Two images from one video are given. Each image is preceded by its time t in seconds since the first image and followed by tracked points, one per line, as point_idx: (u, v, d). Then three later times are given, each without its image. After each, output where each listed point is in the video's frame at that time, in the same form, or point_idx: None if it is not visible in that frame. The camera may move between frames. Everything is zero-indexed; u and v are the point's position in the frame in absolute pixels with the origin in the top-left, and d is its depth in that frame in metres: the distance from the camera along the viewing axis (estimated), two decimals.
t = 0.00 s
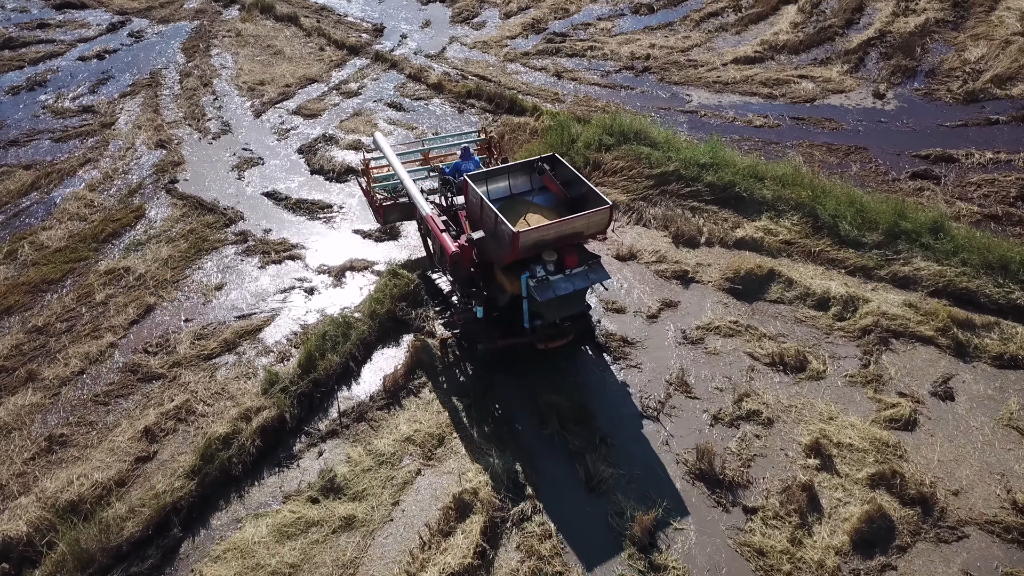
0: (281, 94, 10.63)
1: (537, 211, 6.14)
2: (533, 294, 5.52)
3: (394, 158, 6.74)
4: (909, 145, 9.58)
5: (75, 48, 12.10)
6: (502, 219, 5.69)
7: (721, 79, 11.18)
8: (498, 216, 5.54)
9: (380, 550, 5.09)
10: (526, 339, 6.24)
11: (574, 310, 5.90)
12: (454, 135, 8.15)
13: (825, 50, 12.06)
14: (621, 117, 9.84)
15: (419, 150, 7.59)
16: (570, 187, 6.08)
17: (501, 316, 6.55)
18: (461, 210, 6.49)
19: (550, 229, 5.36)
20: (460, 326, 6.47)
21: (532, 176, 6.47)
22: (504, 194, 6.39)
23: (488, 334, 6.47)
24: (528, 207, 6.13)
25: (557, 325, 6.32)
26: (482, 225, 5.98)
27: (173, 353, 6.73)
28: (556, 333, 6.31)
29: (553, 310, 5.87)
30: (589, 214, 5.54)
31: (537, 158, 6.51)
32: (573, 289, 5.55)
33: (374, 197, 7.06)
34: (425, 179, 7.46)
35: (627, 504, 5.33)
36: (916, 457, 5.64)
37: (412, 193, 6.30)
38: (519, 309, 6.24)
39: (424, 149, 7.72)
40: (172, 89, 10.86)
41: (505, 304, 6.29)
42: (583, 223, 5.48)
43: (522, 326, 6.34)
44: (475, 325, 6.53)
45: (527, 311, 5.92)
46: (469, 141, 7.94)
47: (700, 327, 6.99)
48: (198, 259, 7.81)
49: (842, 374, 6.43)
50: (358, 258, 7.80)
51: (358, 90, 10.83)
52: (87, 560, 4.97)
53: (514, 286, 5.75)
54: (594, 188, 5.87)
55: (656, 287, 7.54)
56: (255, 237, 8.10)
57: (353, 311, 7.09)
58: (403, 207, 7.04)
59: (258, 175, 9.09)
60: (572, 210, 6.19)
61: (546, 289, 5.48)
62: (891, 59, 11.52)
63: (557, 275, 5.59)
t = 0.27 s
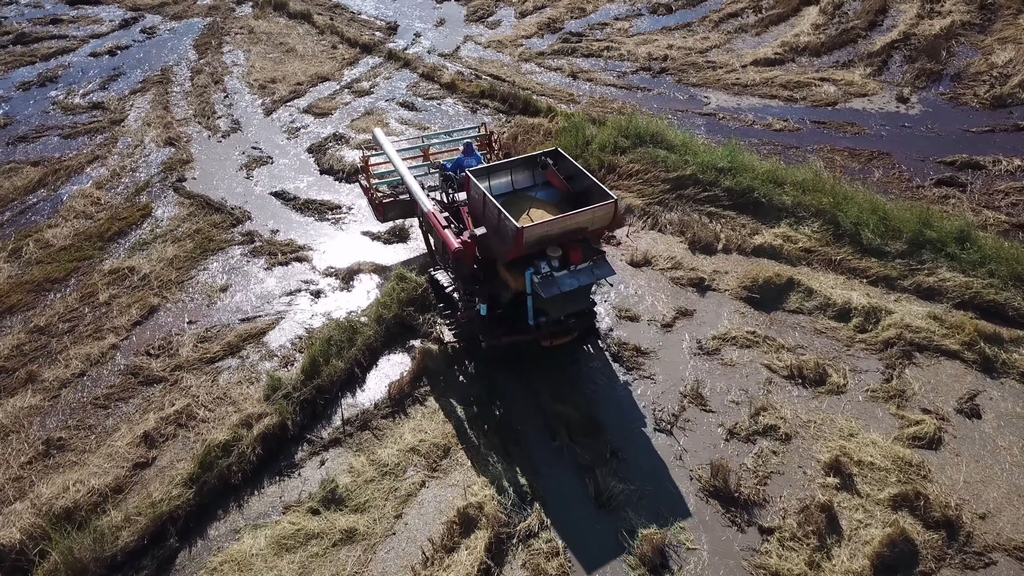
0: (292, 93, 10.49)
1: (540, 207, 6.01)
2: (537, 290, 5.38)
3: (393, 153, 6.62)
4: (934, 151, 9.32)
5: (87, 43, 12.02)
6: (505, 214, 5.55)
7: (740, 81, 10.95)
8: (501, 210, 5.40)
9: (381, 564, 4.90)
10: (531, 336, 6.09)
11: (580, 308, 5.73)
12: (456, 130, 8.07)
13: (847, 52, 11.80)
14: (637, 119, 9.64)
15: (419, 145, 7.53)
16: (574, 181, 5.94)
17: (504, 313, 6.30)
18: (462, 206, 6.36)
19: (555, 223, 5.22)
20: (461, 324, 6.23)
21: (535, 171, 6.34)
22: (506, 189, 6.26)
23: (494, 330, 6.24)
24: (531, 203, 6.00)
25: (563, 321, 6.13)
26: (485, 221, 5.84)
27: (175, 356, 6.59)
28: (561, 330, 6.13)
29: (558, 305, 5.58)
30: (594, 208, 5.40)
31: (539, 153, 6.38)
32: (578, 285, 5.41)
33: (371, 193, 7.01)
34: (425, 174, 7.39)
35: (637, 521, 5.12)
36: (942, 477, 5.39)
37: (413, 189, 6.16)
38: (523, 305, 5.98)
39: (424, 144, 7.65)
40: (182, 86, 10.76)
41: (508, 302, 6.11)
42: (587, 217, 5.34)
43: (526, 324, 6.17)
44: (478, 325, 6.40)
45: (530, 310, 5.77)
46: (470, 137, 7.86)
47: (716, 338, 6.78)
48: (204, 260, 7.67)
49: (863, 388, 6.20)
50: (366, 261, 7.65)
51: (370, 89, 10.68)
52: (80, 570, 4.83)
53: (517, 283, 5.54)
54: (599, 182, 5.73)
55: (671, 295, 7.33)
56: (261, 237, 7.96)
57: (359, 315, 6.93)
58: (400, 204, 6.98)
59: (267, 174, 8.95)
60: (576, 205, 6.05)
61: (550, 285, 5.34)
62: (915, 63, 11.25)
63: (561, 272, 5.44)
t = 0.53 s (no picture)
0: (310, 91, 10.38)
1: (548, 203, 5.95)
2: (546, 287, 5.32)
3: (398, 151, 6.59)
4: (967, 161, 9.02)
5: (108, 39, 11.99)
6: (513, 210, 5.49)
7: (766, 85, 10.70)
8: (508, 206, 5.34)
9: None
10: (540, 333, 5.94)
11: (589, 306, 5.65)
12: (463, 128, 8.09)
13: (877, 57, 11.51)
14: (660, 123, 9.43)
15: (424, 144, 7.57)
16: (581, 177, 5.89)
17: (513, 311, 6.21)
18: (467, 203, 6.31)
19: (563, 219, 5.16)
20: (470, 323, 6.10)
21: (541, 167, 6.29)
22: (513, 185, 6.21)
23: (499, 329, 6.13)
24: (538, 199, 5.95)
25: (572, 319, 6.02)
26: (492, 217, 5.78)
27: (184, 359, 6.47)
28: (570, 327, 5.98)
29: (568, 303, 5.51)
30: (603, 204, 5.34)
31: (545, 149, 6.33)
32: (588, 281, 5.34)
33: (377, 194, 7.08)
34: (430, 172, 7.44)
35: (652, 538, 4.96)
36: (974, 503, 5.13)
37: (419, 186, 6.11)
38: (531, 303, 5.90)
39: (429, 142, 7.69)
40: (201, 83, 10.68)
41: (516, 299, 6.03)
42: (596, 212, 5.29)
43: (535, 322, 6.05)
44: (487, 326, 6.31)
45: (539, 307, 5.71)
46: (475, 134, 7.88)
47: (738, 351, 6.56)
48: (216, 260, 7.56)
49: (891, 408, 5.95)
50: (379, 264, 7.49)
51: (389, 88, 10.54)
52: None
53: (526, 280, 5.47)
54: (607, 177, 5.67)
55: (692, 305, 7.12)
56: (275, 238, 7.84)
57: (371, 321, 6.78)
58: (406, 203, 7.04)
59: (282, 173, 8.84)
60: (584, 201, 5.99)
61: (560, 281, 5.27)
62: (948, 69, 10.93)
63: (570, 268, 5.38)
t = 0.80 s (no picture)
0: (333, 91, 10.29)
1: (560, 201, 5.93)
2: (558, 286, 5.30)
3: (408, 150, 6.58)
4: (1007, 174, 8.70)
5: (134, 35, 11.99)
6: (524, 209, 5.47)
7: (797, 93, 10.44)
8: (519, 204, 5.33)
9: None
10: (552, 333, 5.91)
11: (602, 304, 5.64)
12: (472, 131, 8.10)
13: (913, 65, 11.20)
14: (687, 131, 9.23)
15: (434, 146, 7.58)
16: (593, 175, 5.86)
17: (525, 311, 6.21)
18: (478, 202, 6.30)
19: (575, 216, 5.15)
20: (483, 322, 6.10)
21: (551, 166, 6.27)
22: (523, 184, 6.20)
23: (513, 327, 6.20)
24: (549, 197, 5.93)
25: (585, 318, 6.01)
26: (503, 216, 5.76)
27: (195, 363, 6.37)
28: (584, 328, 5.97)
29: (579, 304, 5.59)
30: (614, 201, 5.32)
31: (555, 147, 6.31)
32: (601, 280, 5.32)
33: (388, 195, 7.03)
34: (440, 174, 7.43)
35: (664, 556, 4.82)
36: (1010, 537, 4.87)
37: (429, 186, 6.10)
38: (543, 303, 5.89)
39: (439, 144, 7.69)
40: (224, 81, 10.63)
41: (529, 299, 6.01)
42: (608, 209, 5.26)
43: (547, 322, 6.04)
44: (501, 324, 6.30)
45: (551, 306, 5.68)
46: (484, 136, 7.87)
47: (763, 370, 6.33)
48: (232, 262, 7.47)
49: (922, 433, 5.70)
50: (396, 270, 7.35)
51: (412, 90, 10.42)
52: None
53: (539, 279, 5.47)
54: (618, 174, 5.64)
55: (716, 320, 6.91)
56: (292, 241, 7.73)
57: (385, 328, 6.65)
58: (416, 205, 6.98)
59: (301, 174, 8.74)
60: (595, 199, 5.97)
61: (572, 280, 5.25)
62: (987, 78, 10.60)
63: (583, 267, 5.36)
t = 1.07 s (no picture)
0: (359, 94, 10.21)
1: (575, 206, 5.89)
2: (570, 291, 5.25)
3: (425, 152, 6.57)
4: None
5: (164, 33, 12.01)
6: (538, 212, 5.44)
7: (832, 104, 10.18)
8: (532, 207, 5.30)
9: None
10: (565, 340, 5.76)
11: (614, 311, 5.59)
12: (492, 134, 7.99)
13: (954, 77, 10.87)
14: (718, 141, 9.01)
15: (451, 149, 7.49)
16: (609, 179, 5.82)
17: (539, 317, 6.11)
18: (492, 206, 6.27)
19: (589, 221, 5.11)
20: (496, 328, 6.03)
21: (567, 170, 6.23)
22: (538, 188, 6.17)
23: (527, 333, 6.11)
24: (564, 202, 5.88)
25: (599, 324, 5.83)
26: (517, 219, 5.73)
27: (210, 368, 6.30)
28: (597, 334, 5.79)
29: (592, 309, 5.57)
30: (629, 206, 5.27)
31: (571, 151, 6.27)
32: (614, 286, 5.27)
33: (403, 198, 6.95)
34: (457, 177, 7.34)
35: None
36: None
37: (443, 188, 6.09)
38: (556, 308, 5.81)
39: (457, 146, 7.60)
40: (251, 82, 10.59)
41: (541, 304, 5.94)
42: (621, 214, 5.22)
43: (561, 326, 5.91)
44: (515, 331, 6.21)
45: (564, 312, 5.63)
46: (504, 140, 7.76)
47: (790, 394, 6.12)
48: (251, 266, 7.40)
49: (957, 466, 5.46)
50: (416, 278, 7.23)
51: (439, 93, 10.31)
52: None
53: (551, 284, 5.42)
54: (633, 178, 5.60)
55: (743, 339, 6.71)
56: (312, 245, 7.65)
57: (402, 338, 6.53)
58: (432, 208, 6.90)
59: (324, 178, 8.66)
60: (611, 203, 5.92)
61: (584, 285, 5.21)
62: None
63: (596, 272, 5.31)
